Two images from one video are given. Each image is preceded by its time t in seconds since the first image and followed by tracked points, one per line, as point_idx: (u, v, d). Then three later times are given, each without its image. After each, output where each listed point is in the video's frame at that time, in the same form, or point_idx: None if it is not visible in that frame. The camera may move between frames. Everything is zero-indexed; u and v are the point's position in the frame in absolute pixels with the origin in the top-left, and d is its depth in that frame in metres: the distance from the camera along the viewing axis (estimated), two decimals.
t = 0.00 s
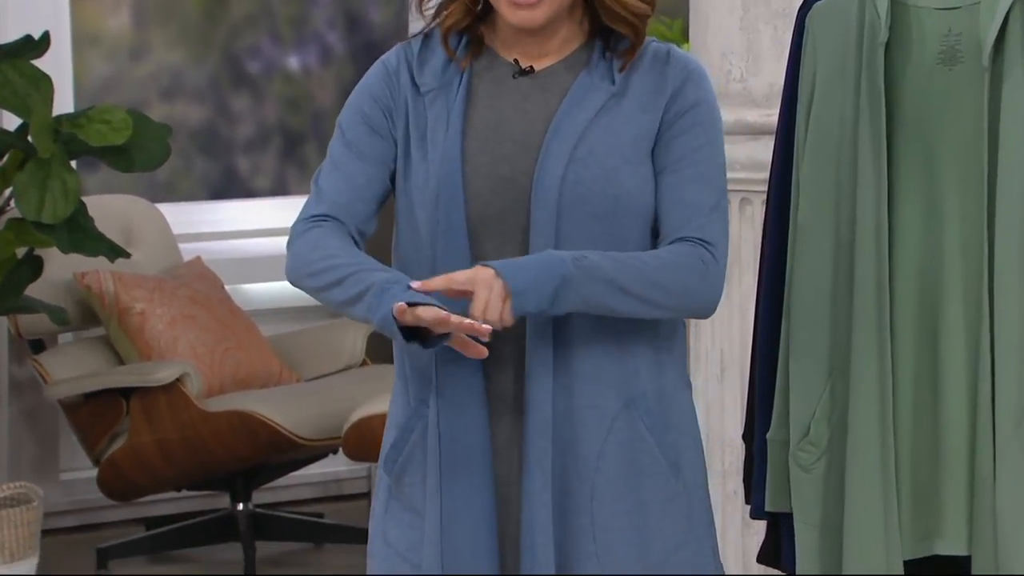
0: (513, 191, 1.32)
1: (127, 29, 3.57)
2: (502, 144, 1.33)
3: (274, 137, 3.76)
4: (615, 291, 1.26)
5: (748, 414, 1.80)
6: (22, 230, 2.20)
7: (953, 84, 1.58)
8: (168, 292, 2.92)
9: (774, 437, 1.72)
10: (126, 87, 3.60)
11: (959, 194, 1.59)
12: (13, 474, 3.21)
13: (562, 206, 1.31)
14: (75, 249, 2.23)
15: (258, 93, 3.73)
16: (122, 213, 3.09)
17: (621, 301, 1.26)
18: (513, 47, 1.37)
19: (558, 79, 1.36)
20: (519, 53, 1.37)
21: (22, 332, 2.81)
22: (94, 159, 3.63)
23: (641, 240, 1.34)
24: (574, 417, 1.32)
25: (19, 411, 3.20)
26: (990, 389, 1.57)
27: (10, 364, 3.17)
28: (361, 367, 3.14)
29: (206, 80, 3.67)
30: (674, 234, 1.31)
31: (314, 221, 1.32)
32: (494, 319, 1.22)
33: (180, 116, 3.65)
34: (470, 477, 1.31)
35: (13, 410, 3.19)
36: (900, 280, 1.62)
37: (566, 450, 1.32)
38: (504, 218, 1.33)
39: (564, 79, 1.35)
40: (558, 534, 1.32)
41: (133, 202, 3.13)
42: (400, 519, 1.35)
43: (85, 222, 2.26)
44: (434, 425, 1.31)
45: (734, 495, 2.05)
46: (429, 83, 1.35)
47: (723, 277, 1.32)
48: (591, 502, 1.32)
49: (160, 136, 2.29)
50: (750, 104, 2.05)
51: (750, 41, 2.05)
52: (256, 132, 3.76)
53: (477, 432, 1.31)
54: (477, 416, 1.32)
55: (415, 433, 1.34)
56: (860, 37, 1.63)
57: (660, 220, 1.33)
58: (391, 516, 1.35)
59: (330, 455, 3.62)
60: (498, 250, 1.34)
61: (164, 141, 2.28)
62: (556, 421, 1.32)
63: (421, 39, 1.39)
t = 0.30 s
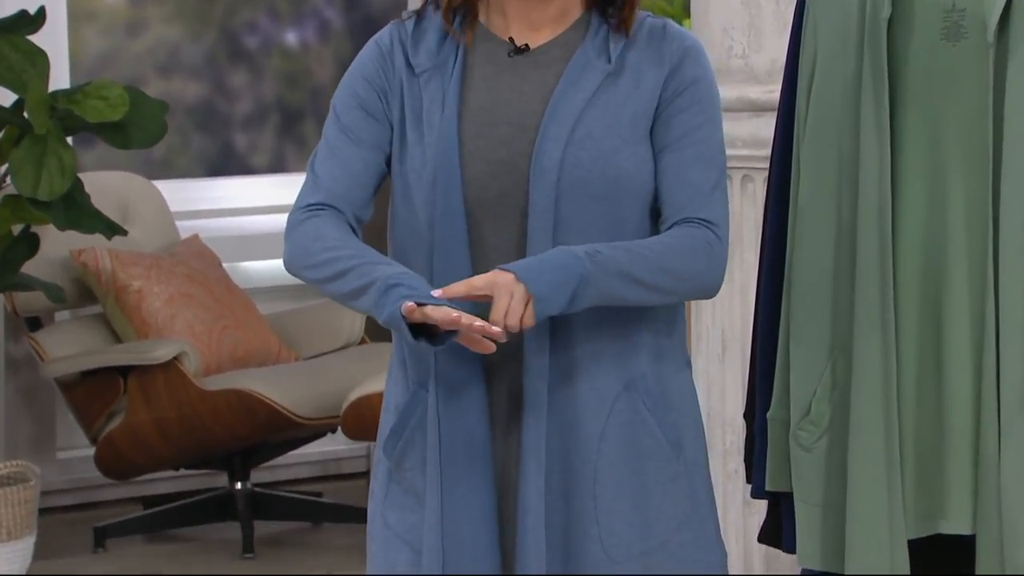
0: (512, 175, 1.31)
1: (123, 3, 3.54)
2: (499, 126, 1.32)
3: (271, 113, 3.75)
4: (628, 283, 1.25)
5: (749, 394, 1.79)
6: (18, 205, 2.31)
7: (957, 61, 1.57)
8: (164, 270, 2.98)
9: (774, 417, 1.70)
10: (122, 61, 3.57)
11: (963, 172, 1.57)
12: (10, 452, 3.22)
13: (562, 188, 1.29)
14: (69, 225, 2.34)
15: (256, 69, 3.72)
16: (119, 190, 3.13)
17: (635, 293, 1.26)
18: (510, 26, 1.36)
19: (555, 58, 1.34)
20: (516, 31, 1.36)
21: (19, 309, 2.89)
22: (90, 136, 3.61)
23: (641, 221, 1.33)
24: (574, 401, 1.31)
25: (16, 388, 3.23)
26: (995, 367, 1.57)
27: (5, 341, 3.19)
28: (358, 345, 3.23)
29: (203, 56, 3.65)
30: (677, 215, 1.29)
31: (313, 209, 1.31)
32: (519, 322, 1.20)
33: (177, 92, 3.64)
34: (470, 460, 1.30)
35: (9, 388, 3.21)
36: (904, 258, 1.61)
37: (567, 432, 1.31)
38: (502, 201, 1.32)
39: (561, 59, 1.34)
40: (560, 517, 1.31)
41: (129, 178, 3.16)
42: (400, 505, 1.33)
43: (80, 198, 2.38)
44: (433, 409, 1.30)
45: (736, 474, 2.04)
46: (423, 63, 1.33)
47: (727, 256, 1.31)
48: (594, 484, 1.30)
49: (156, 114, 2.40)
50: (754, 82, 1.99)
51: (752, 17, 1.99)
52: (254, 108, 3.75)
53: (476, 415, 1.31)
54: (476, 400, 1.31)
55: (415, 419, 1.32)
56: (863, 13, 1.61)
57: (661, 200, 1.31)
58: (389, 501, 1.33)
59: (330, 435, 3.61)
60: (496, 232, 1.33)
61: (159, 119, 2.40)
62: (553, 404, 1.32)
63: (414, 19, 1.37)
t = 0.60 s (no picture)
0: (514, 152, 1.30)
1: None
2: (501, 103, 1.30)
3: (270, 89, 3.74)
4: (634, 263, 1.24)
5: (750, 372, 1.78)
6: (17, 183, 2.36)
7: (960, 35, 1.55)
8: (162, 247, 3.00)
9: (774, 395, 1.69)
10: (119, 37, 3.59)
11: (965, 149, 1.56)
12: (8, 429, 3.25)
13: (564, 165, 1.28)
14: (66, 202, 2.39)
15: (254, 45, 3.72)
16: (118, 166, 3.16)
17: (640, 273, 1.24)
18: (509, 2, 1.34)
19: (556, 34, 1.32)
20: (515, 9, 1.34)
21: (16, 286, 2.92)
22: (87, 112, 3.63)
23: (643, 198, 1.32)
24: (577, 380, 1.30)
25: (13, 365, 3.25)
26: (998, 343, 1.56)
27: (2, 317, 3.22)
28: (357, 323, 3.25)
29: (200, 32, 3.66)
30: (680, 192, 1.28)
31: (318, 192, 1.29)
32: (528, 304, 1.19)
33: (174, 67, 3.64)
34: (472, 439, 1.29)
35: (7, 365, 3.23)
36: (905, 235, 1.60)
37: (571, 411, 1.30)
38: (505, 178, 1.30)
39: (561, 35, 1.32)
40: (563, 496, 1.30)
41: (128, 155, 3.20)
42: (402, 486, 1.32)
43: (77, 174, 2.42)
44: (435, 389, 1.28)
45: (736, 453, 2.03)
46: (424, 40, 1.31)
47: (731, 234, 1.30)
48: (598, 463, 1.29)
49: (153, 89, 2.44)
50: (754, 56, 1.95)
51: None
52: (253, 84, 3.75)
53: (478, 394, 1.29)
54: (478, 380, 1.30)
55: (416, 399, 1.31)
56: None
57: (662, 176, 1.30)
58: (390, 481, 1.32)
59: (328, 413, 3.60)
60: (499, 209, 1.32)
61: (157, 94, 2.43)
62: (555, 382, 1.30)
63: None
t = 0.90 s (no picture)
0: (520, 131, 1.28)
1: None
2: (507, 83, 1.29)
3: (267, 68, 3.78)
4: (679, 247, 1.21)
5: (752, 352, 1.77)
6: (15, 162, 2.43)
7: (964, 13, 1.54)
8: (159, 228, 3.01)
9: (776, 375, 1.68)
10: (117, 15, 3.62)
11: (969, 128, 1.55)
12: (4, 410, 3.25)
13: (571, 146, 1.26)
14: (63, 180, 2.46)
15: (252, 24, 3.75)
16: (115, 145, 3.18)
17: (684, 258, 1.22)
18: None
19: (559, 13, 1.30)
20: None
21: (13, 267, 2.93)
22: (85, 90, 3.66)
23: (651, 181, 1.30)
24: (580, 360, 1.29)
25: (9, 347, 3.24)
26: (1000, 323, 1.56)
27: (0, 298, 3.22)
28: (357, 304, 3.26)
29: (197, 10, 3.69)
30: (713, 181, 1.26)
31: (303, 171, 1.27)
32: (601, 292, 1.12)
33: (171, 45, 3.68)
34: (477, 418, 1.27)
35: (4, 346, 3.23)
36: (907, 214, 1.59)
37: (577, 393, 1.29)
38: (511, 158, 1.29)
39: (563, 14, 1.30)
40: (568, 479, 1.29)
41: (125, 135, 3.21)
42: (406, 470, 1.31)
43: (73, 153, 2.50)
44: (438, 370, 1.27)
45: (736, 435, 2.03)
46: (424, 19, 1.29)
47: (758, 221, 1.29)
48: (603, 445, 1.28)
49: (149, 67, 2.50)
50: (755, 35, 1.92)
51: None
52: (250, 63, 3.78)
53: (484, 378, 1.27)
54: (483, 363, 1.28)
55: (419, 380, 1.30)
56: None
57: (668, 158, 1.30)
58: (394, 463, 1.31)
59: (327, 394, 3.59)
60: (505, 189, 1.30)
61: (152, 72, 2.50)
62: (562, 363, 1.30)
63: None
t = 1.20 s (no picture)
0: (550, 105, 1.24)
1: None
2: (535, 51, 1.23)
3: (265, 52, 3.76)
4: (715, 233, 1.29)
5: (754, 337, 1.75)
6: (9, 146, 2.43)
7: None
8: (155, 212, 3.00)
9: (779, 361, 1.66)
10: None
11: (972, 116, 1.54)
12: None
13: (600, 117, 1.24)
14: (57, 165, 2.46)
15: (249, 7, 3.73)
16: (109, 129, 3.16)
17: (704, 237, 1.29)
18: None
19: None
20: None
21: (8, 253, 2.93)
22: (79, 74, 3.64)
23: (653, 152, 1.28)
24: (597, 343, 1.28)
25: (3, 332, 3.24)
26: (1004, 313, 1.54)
27: None
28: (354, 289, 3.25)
29: None
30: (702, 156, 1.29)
31: (344, 155, 1.17)
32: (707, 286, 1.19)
33: (166, 28, 3.66)
34: (511, 399, 1.24)
35: None
36: (910, 202, 1.57)
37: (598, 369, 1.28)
38: (544, 130, 1.24)
39: None
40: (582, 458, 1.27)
41: (121, 119, 3.20)
42: (424, 458, 1.25)
43: (68, 137, 2.49)
44: (474, 357, 1.22)
45: (739, 422, 2.01)
46: None
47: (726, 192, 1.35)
48: (621, 418, 1.27)
49: (145, 50, 2.48)
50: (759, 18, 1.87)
51: None
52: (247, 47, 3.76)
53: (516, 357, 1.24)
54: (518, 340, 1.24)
55: (448, 366, 1.24)
56: None
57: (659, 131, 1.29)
58: (404, 449, 1.25)
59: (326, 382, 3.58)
60: (535, 161, 1.25)
61: (148, 54, 2.47)
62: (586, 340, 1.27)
63: None
